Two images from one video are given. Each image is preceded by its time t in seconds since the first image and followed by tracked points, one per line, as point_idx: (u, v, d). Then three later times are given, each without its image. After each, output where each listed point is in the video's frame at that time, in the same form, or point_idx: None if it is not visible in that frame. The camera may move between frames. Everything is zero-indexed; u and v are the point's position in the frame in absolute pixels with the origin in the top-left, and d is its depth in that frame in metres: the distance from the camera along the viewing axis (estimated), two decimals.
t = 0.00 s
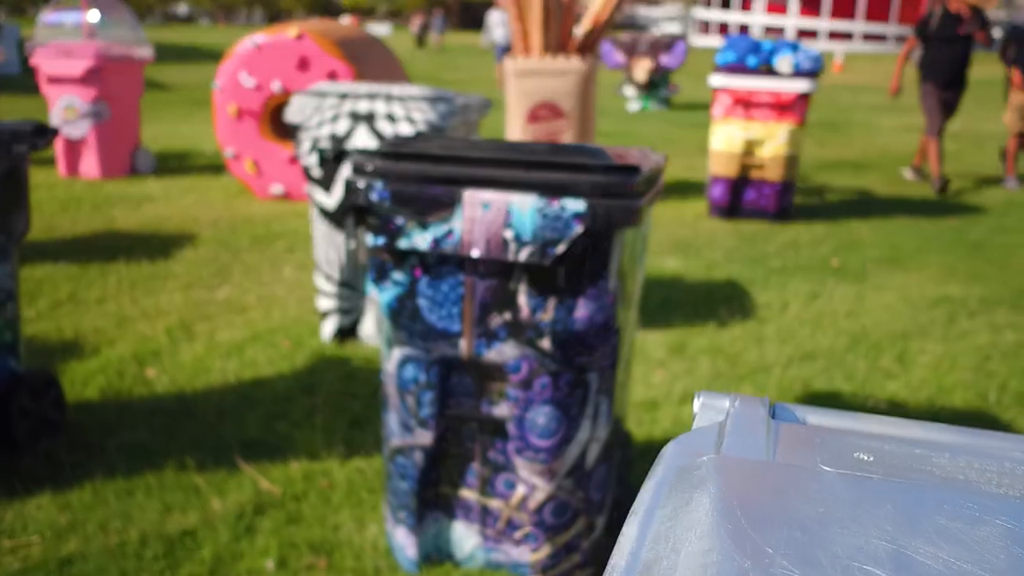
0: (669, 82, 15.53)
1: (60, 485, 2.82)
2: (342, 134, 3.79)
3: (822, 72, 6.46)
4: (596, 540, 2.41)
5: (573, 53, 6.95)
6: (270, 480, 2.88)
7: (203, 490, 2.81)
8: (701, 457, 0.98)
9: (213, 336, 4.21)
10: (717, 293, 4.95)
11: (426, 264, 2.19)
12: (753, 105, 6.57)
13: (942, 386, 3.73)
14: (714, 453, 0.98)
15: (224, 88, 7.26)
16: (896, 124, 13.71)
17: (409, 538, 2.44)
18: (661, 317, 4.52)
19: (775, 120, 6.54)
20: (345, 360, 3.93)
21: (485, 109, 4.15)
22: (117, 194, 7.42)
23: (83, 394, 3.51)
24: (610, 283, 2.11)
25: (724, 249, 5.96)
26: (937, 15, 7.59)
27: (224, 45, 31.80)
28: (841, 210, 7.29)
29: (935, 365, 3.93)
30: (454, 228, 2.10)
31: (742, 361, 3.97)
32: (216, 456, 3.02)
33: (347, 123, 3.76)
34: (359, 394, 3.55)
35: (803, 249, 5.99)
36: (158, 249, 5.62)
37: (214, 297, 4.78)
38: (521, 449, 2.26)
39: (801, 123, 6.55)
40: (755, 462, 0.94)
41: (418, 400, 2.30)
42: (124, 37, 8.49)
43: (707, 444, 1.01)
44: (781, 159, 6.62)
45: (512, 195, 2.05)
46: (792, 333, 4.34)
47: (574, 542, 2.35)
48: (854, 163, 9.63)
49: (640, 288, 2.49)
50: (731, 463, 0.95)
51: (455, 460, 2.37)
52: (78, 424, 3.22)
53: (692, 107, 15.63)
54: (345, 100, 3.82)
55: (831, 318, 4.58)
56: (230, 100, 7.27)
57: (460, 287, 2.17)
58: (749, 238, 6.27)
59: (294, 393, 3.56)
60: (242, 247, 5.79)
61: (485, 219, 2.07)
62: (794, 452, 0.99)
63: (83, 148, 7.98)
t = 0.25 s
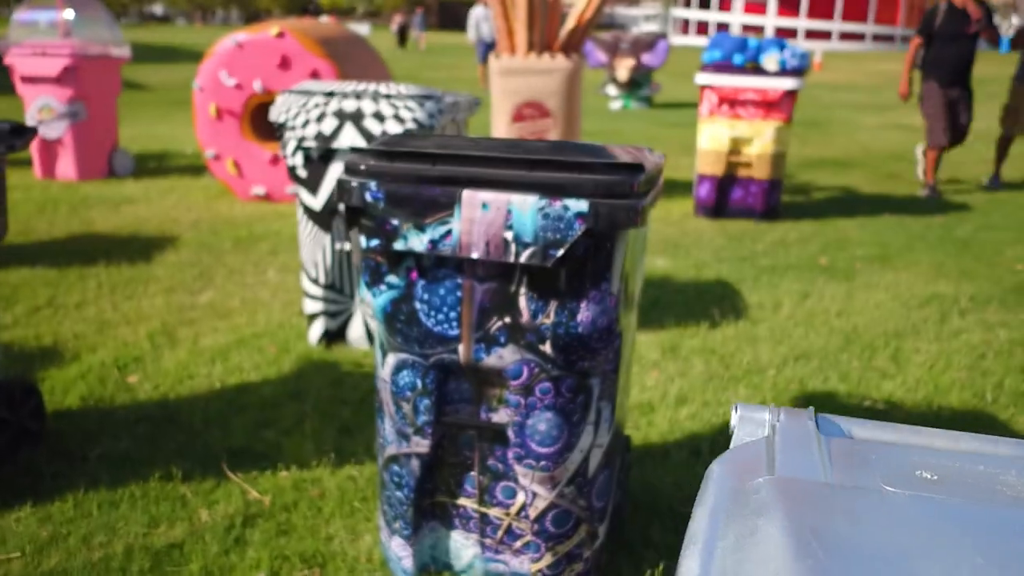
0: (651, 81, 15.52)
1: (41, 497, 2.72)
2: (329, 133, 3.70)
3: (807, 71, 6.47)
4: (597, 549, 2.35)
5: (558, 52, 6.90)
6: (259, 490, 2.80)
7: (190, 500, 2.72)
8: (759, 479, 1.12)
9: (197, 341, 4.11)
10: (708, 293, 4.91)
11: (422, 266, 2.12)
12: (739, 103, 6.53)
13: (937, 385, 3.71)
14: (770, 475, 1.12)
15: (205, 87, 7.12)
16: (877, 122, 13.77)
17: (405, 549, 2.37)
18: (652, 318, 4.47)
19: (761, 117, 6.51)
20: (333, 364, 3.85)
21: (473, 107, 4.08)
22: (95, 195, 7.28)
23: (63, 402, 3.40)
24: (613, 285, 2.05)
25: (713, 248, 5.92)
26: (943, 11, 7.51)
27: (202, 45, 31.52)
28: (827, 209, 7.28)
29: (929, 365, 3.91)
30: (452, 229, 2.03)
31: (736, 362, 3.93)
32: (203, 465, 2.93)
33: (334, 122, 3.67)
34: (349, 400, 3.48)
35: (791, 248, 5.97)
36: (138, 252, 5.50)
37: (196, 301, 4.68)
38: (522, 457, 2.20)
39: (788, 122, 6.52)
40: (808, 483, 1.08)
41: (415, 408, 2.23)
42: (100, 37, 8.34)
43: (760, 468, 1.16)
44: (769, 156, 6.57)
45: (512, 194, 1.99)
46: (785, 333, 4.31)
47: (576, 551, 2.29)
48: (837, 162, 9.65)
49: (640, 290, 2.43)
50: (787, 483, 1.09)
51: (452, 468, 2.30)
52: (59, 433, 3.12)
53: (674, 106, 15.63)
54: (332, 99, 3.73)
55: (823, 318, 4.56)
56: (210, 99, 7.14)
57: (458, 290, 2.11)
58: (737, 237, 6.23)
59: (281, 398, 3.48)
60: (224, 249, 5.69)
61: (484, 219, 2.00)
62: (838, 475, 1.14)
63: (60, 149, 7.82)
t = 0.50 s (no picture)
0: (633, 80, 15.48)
1: (24, 515, 2.61)
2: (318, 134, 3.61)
3: (796, 71, 6.43)
4: (608, 563, 2.28)
5: (545, 51, 6.80)
6: (253, 505, 2.71)
7: (182, 517, 2.63)
8: (862, 523, 0.95)
9: (183, 348, 3.99)
10: (703, 294, 4.85)
11: (428, 273, 2.04)
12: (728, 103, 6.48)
13: (939, 387, 3.67)
14: (872, 517, 0.96)
15: (185, 87, 6.99)
16: (858, 121, 13.81)
17: (410, 565, 2.29)
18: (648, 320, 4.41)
19: (751, 117, 6.46)
20: (325, 371, 3.75)
21: (466, 106, 3.99)
22: (73, 198, 7.12)
23: (45, 414, 3.28)
24: (628, 292, 1.98)
25: (704, 249, 5.87)
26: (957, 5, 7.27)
27: (177, 45, 31.15)
28: (816, 208, 7.26)
29: (929, 366, 3.87)
30: (461, 235, 1.94)
31: (736, 365, 3.87)
32: (194, 479, 2.83)
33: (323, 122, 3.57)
34: (343, 409, 3.38)
35: (782, 248, 5.93)
36: (119, 256, 5.37)
37: (181, 307, 4.56)
38: (533, 470, 2.12)
39: (777, 121, 6.47)
40: (917, 529, 0.92)
41: (420, 420, 2.14)
42: (76, 36, 8.15)
43: (857, 506, 0.99)
44: (759, 155, 6.52)
45: (523, 198, 1.90)
46: (783, 335, 4.26)
47: (587, 566, 2.22)
48: (822, 161, 9.65)
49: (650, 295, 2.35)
50: (892, 528, 0.93)
51: (459, 482, 2.22)
52: (42, 447, 3.01)
53: (656, 105, 15.61)
54: (322, 98, 3.64)
55: (819, 318, 4.51)
56: (191, 100, 7.01)
57: (466, 298, 2.02)
58: (728, 237, 6.19)
59: (273, 408, 3.38)
60: (208, 252, 5.56)
61: (495, 224, 1.92)
62: (938, 503, 0.98)
63: (35, 150, 7.62)
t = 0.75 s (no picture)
0: (618, 80, 15.44)
1: (14, 536, 2.51)
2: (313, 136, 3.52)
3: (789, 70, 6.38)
4: None
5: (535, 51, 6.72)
6: (253, 522, 2.62)
7: (179, 535, 2.53)
8: None
9: (173, 356, 3.89)
10: (701, 297, 4.80)
11: (441, 283, 1.95)
12: (721, 103, 6.43)
13: (945, 390, 3.63)
14: None
15: (169, 88, 6.86)
16: (843, 121, 13.85)
17: None
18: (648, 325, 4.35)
19: (744, 117, 6.42)
20: (321, 380, 3.66)
21: (463, 108, 3.90)
22: (54, 201, 6.97)
23: (32, 427, 3.17)
24: (650, 302, 1.90)
25: (699, 250, 5.82)
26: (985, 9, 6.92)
27: (156, 45, 30.84)
28: (808, 208, 7.24)
29: (933, 369, 3.84)
30: (477, 243, 1.87)
31: (740, 370, 3.81)
32: (191, 495, 2.74)
33: (318, 124, 3.48)
34: (341, 420, 3.29)
35: (777, 249, 5.89)
36: (104, 261, 5.24)
37: (170, 313, 4.44)
38: (550, 486, 2.04)
39: (771, 121, 6.44)
40: None
41: (433, 435, 2.06)
42: (56, 37, 7.95)
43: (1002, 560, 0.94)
44: (752, 156, 6.48)
45: (542, 205, 1.83)
46: (784, 339, 4.21)
47: None
48: (811, 161, 9.65)
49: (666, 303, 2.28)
50: None
51: (472, 498, 2.14)
52: (31, 462, 2.90)
53: (642, 105, 15.59)
54: (317, 99, 3.54)
55: (820, 321, 4.47)
56: (175, 101, 6.88)
57: (481, 309, 1.94)
58: (722, 238, 6.15)
59: (269, 419, 3.28)
60: (195, 257, 5.44)
61: (512, 232, 1.84)
62: None
63: (14, 153, 7.45)
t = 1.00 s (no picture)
0: (606, 80, 15.41)
1: (9, 557, 2.42)
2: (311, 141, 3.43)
3: (785, 71, 6.35)
4: None
5: (529, 52, 6.65)
6: (257, 540, 2.55)
7: (181, 556, 2.46)
8: None
9: (167, 366, 3.80)
10: (701, 301, 4.76)
11: (458, 296, 1.89)
12: (716, 105, 6.40)
13: (952, 395, 3.59)
14: None
15: (156, 90, 6.75)
16: (831, 121, 13.87)
17: None
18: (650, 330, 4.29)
19: (739, 119, 6.39)
20: (321, 390, 3.58)
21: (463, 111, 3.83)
22: (39, 205, 6.84)
23: (24, 442, 3.08)
24: (674, 315, 1.85)
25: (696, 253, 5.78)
26: None
27: (137, 45, 30.54)
28: (802, 209, 7.22)
29: (939, 373, 3.80)
30: (496, 255, 1.80)
31: (745, 376, 3.77)
32: (191, 512, 2.66)
33: (316, 128, 3.40)
34: (343, 432, 3.22)
35: (774, 251, 5.86)
36: (92, 268, 5.14)
37: (163, 322, 4.35)
38: (570, 505, 1.98)
39: (766, 122, 6.42)
40: None
41: (448, 453, 1.99)
42: (39, 38, 7.78)
43: None
44: (747, 158, 6.45)
45: (565, 215, 1.76)
46: (788, 344, 4.17)
47: None
48: (802, 162, 9.65)
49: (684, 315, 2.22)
50: None
51: (487, 517, 2.07)
52: (23, 480, 2.81)
53: (629, 105, 15.56)
54: (315, 103, 3.46)
55: (822, 325, 4.43)
56: (163, 103, 6.76)
57: (500, 323, 1.88)
58: (718, 240, 6.11)
59: (269, 432, 3.21)
60: (186, 263, 5.35)
61: (533, 243, 1.77)
62: None
63: None
